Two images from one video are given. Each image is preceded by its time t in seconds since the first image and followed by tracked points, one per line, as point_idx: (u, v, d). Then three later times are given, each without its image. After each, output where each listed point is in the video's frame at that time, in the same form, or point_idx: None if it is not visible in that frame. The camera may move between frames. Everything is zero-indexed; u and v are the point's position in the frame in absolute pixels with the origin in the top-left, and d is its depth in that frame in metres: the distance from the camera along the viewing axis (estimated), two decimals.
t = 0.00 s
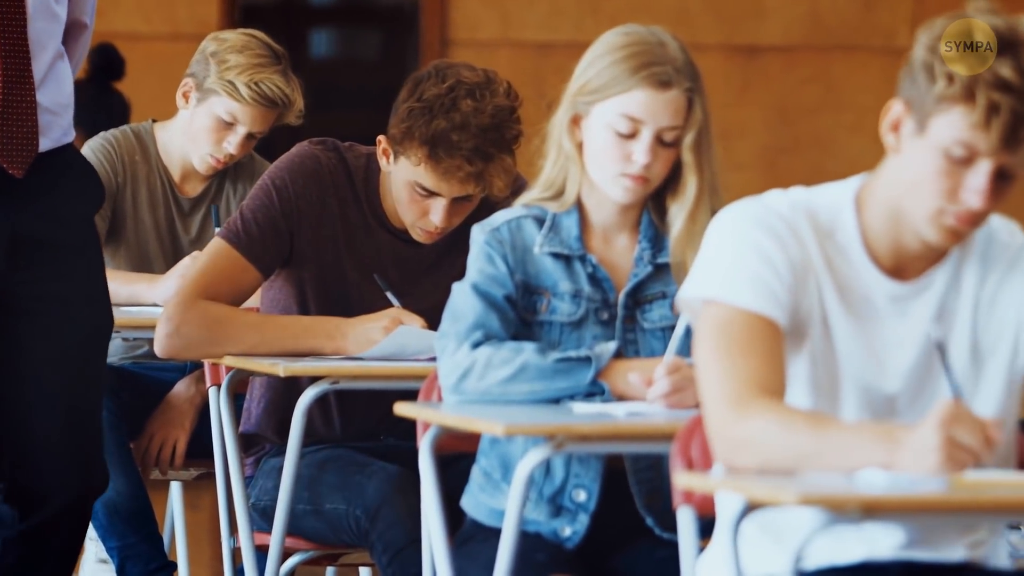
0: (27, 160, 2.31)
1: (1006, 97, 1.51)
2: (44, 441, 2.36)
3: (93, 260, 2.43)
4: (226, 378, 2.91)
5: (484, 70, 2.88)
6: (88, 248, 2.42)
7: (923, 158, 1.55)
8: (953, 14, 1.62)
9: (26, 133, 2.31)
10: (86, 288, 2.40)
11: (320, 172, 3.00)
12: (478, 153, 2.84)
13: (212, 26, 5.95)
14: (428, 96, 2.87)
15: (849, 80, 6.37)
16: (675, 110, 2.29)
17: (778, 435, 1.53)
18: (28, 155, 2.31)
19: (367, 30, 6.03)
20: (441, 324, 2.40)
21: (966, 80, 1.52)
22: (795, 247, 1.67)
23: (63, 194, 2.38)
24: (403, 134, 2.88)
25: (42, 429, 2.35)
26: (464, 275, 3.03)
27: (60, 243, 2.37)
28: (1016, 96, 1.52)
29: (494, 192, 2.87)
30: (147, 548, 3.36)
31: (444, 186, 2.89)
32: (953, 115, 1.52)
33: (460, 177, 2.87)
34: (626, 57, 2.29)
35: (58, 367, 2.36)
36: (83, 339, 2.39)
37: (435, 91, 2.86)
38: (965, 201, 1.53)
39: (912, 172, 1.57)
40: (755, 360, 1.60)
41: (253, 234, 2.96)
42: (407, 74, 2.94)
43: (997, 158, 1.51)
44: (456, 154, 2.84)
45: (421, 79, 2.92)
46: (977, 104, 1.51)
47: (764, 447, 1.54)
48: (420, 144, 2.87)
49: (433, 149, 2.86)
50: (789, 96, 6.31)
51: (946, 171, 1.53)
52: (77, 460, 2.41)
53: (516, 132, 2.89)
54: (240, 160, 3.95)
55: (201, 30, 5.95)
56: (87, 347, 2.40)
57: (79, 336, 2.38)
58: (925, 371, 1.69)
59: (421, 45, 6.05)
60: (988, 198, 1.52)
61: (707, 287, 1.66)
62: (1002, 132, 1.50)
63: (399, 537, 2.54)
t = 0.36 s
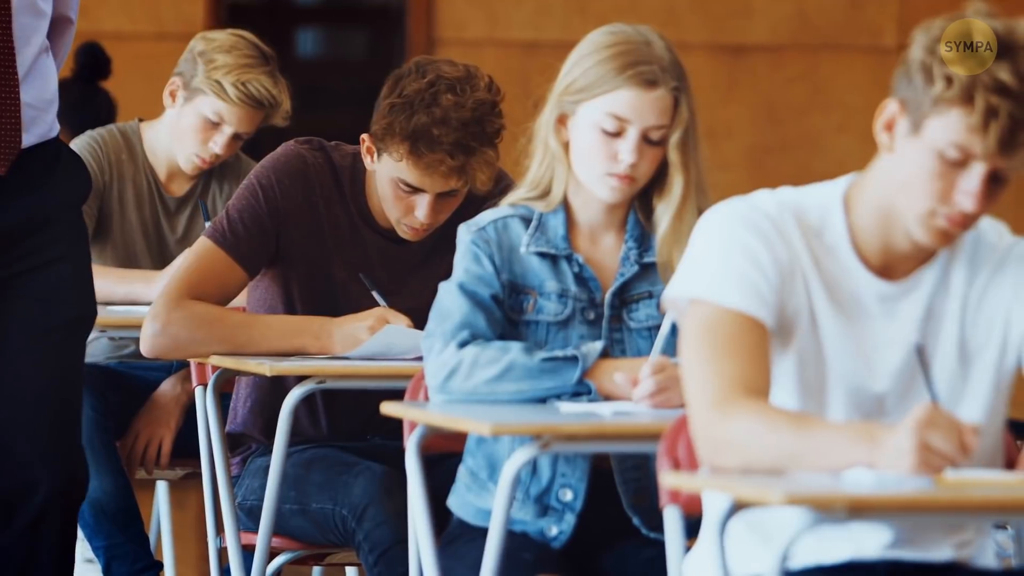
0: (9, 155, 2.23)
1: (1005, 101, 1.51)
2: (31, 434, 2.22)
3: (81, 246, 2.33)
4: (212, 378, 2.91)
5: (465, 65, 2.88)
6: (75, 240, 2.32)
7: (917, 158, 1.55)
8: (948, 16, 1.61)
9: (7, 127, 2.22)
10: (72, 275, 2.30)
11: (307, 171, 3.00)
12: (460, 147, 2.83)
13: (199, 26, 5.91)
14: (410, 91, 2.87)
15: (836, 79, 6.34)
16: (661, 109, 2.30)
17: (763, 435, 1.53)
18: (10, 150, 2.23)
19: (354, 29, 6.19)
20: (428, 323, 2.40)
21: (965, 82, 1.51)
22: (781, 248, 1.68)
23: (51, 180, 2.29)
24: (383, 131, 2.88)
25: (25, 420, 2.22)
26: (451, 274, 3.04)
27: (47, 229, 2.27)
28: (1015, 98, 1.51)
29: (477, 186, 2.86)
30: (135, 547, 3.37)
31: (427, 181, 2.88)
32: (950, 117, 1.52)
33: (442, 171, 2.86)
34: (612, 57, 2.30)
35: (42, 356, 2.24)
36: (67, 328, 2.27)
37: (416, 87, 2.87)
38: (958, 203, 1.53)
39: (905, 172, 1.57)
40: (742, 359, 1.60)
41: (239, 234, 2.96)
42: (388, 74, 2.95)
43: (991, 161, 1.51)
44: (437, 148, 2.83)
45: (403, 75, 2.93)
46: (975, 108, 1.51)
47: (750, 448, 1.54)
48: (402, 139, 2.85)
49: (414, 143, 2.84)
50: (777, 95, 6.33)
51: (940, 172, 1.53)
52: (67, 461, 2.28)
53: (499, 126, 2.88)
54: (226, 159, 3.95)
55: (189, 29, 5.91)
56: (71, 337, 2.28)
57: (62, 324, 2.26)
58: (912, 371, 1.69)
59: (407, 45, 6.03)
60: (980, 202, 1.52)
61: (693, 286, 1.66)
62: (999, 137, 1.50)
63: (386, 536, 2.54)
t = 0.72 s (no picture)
0: None
1: (992, 104, 1.51)
2: (11, 419, 2.31)
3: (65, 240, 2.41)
4: (197, 378, 2.90)
5: (442, 57, 2.89)
6: (59, 237, 2.40)
7: (903, 159, 1.55)
8: (938, 17, 1.61)
9: None
10: (55, 268, 2.38)
11: (291, 171, 3.00)
12: (438, 138, 2.84)
13: (184, 26, 5.89)
14: (386, 85, 2.88)
15: (821, 79, 6.34)
16: (646, 108, 2.30)
17: (748, 434, 1.53)
18: None
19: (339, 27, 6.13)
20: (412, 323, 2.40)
21: (953, 84, 1.51)
22: (767, 247, 1.68)
23: (35, 174, 2.35)
24: (363, 125, 2.88)
25: (5, 405, 2.31)
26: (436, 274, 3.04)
27: (30, 222, 2.34)
28: (1003, 101, 1.51)
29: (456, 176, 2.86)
30: (119, 547, 3.38)
31: (407, 175, 2.88)
32: (937, 119, 1.52)
33: (421, 164, 2.86)
34: (597, 56, 2.30)
35: (24, 344, 2.32)
36: (50, 319, 2.36)
37: (392, 80, 2.87)
38: (945, 205, 1.54)
39: (891, 173, 1.57)
40: (727, 358, 1.61)
41: (223, 235, 2.95)
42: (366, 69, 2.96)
43: (978, 163, 1.51)
44: (415, 141, 2.83)
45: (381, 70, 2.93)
46: (964, 110, 1.51)
47: (735, 448, 1.54)
48: (380, 132, 2.86)
49: (392, 136, 2.85)
50: (761, 96, 6.31)
51: (927, 173, 1.54)
52: (46, 447, 2.36)
53: (477, 117, 2.89)
54: (209, 159, 3.94)
55: (175, 29, 5.88)
56: (53, 328, 2.36)
57: (45, 314, 2.35)
58: (898, 371, 1.69)
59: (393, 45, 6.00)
60: (966, 203, 1.52)
61: (678, 285, 1.66)
62: (987, 139, 1.50)
63: (369, 536, 2.54)
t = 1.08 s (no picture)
0: None
1: (981, 107, 1.50)
2: None
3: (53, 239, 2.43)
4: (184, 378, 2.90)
5: (418, 47, 2.96)
6: (47, 240, 2.41)
7: (891, 160, 1.55)
8: (929, 18, 1.60)
9: None
10: (40, 268, 2.39)
11: (275, 174, 3.00)
12: (418, 123, 2.89)
13: (172, 26, 5.88)
14: (364, 75, 2.94)
15: (809, 77, 6.33)
16: (633, 107, 2.31)
17: (735, 433, 1.53)
18: None
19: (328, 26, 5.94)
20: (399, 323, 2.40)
21: (942, 86, 1.51)
22: (754, 246, 1.68)
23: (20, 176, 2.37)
24: (343, 116, 2.93)
25: None
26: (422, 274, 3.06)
27: (14, 223, 2.36)
28: (993, 105, 1.51)
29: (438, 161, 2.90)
30: (107, 547, 3.36)
31: (390, 164, 2.92)
32: (926, 121, 1.52)
33: (403, 151, 2.90)
34: (585, 55, 2.32)
35: (11, 341, 2.34)
36: (36, 319, 2.37)
37: (370, 70, 2.93)
38: (932, 207, 1.54)
39: (880, 173, 1.58)
40: (713, 356, 1.61)
41: (208, 239, 2.95)
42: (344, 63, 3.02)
43: (966, 166, 1.51)
44: (395, 127, 2.88)
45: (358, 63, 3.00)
46: (953, 112, 1.51)
47: (722, 448, 1.54)
48: (360, 122, 2.90)
49: (372, 125, 2.89)
50: (748, 93, 6.29)
51: (915, 174, 1.54)
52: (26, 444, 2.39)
53: (456, 104, 2.95)
54: (195, 158, 3.91)
55: (162, 27, 5.88)
56: (39, 328, 2.38)
57: (29, 313, 2.36)
58: (885, 370, 1.69)
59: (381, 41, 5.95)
60: (953, 205, 1.52)
61: (665, 284, 1.67)
62: (975, 142, 1.50)
63: (356, 535, 2.54)
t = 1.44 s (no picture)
0: None
1: (968, 112, 1.50)
2: None
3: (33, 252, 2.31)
4: (167, 376, 2.89)
5: (387, 34, 2.97)
6: (27, 252, 2.30)
7: (877, 162, 1.56)
8: (917, 20, 1.60)
9: None
10: (18, 283, 2.28)
11: (255, 171, 3.01)
12: (387, 106, 2.90)
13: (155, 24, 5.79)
14: (332, 62, 2.95)
15: (793, 77, 6.07)
16: (617, 107, 2.33)
17: (719, 433, 1.54)
18: None
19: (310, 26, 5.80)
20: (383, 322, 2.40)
21: (929, 90, 1.51)
22: (737, 246, 1.69)
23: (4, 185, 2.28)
24: (314, 106, 2.95)
25: None
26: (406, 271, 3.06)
27: None
28: (979, 110, 1.51)
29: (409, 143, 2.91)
30: (90, 546, 3.36)
31: (364, 150, 2.93)
32: (911, 125, 1.52)
33: (375, 135, 2.91)
34: (569, 55, 2.33)
35: None
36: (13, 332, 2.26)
37: (338, 57, 2.94)
38: (917, 210, 1.55)
39: (865, 174, 1.58)
40: (697, 356, 1.61)
41: (190, 239, 2.96)
42: (316, 57, 3.04)
43: (951, 170, 1.51)
44: (364, 110, 2.89)
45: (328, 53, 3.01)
46: (939, 117, 1.51)
47: (705, 448, 1.55)
48: (331, 109, 2.92)
49: (342, 111, 2.90)
50: (734, 93, 6.04)
51: (900, 177, 1.54)
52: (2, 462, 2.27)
53: (428, 86, 2.95)
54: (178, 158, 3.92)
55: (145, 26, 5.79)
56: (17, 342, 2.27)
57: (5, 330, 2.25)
58: (868, 370, 1.69)
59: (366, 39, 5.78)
60: (937, 209, 1.53)
61: (649, 283, 1.67)
62: (961, 147, 1.50)
63: (340, 535, 2.53)
